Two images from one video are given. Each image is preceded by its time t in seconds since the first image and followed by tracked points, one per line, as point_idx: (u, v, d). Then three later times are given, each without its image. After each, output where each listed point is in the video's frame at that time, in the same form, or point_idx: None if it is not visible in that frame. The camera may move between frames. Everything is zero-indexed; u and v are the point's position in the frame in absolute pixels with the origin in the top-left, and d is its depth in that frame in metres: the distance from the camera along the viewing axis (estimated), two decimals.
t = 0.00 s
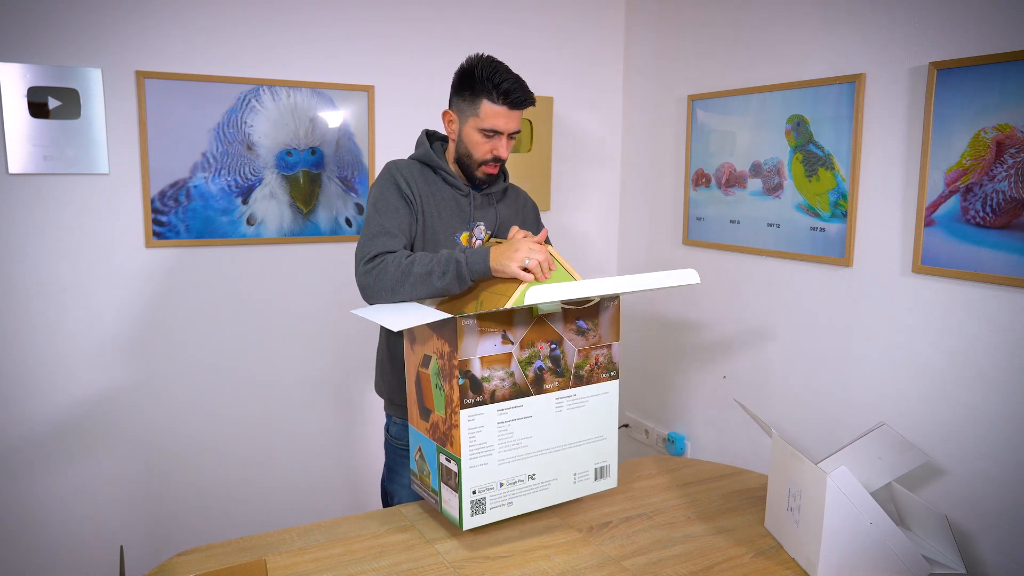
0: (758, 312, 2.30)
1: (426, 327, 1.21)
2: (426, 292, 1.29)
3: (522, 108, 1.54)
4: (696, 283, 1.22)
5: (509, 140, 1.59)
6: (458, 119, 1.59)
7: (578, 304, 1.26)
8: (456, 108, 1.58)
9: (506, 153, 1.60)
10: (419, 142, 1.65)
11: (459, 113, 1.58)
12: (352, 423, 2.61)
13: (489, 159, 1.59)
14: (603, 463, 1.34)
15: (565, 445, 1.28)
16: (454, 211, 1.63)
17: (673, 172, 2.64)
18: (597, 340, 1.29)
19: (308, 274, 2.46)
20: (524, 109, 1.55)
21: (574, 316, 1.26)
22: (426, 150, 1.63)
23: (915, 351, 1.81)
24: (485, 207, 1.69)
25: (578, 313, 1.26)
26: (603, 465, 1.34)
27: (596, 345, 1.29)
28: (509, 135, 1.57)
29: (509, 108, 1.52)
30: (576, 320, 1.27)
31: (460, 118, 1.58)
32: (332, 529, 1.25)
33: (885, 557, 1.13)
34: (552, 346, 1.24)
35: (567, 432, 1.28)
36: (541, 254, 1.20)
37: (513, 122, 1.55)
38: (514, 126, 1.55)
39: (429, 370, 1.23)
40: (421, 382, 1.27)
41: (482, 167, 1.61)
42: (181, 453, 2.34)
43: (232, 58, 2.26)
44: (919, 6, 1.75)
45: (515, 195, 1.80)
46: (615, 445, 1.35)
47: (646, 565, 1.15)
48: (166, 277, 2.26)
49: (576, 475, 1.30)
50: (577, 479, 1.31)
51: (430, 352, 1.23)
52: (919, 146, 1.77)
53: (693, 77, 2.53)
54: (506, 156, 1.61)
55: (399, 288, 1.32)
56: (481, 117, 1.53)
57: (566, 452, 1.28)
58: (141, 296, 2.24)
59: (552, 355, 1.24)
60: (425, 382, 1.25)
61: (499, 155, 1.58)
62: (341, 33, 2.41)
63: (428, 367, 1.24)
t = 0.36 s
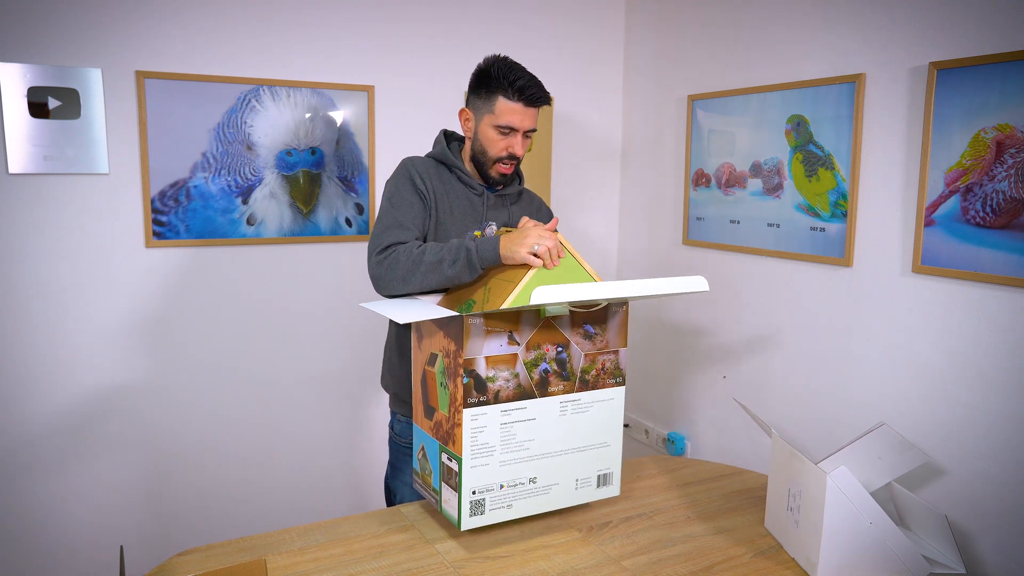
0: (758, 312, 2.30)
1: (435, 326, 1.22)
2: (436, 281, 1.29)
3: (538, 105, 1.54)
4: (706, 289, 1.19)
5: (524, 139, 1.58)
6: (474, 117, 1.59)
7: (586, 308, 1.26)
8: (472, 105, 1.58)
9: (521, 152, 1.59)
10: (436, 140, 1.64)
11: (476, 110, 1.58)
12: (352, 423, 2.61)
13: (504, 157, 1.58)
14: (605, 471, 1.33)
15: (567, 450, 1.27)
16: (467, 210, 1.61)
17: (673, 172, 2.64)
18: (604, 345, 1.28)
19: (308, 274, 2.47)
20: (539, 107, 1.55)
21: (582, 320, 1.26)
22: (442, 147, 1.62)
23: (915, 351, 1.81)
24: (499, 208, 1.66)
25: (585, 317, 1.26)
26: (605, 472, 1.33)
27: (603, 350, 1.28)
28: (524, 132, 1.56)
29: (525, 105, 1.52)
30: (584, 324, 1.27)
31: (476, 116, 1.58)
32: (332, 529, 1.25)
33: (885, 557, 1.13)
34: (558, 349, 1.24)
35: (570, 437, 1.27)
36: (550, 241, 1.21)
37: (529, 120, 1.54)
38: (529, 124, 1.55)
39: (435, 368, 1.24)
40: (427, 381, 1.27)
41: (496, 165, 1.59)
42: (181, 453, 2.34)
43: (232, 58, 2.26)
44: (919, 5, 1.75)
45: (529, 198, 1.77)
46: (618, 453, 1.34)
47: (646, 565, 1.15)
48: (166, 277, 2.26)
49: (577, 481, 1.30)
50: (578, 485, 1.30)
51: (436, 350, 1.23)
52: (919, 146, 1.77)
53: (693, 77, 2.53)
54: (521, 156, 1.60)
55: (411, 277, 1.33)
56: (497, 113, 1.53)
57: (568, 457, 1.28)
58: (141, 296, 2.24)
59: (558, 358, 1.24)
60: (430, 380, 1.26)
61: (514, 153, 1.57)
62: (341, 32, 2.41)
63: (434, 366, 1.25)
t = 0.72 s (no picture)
0: (758, 312, 2.30)
1: (451, 326, 1.23)
2: (450, 266, 1.29)
3: (549, 105, 1.56)
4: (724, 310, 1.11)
5: (534, 138, 1.59)
6: (485, 116, 1.59)
7: (601, 326, 1.24)
8: (483, 104, 1.58)
9: (531, 151, 1.59)
10: (445, 140, 1.63)
11: (486, 109, 1.58)
12: (352, 423, 2.61)
13: (515, 155, 1.58)
14: (602, 497, 1.27)
15: (566, 469, 1.24)
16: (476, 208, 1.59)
17: (673, 172, 2.64)
18: (615, 367, 1.26)
19: (308, 275, 2.47)
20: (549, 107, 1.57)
21: (595, 338, 1.24)
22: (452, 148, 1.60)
23: (915, 351, 1.81)
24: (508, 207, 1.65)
25: (600, 336, 1.24)
26: (603, 499, 1.27)
27: (613, 372, 1.26)
28: (535, 131, 1.57)
29: (537, 104, 1.54)
30: (597, 343, 1.24)
31: (486, 115, 1.58)
32: (332, 529, 1.25)
33: (885, 558, 1.12)
34: (569, 365, 1.22)
35: (571, 456, 1.24)
36: (562, 216, 1.20)
37: (540, 119, 1.56)
38: (540, 123, 1.56)
39: (444, 369, 1.24)
40: (434, 382, 1.27)
41: (507, 163, 1.59)
42: (181, 453, 2.34)
43: (232, 58, 2.26)
44: (919, 6, 1.75)
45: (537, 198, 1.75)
46: (619, 479, 1.29)
47: (646, 565, 1.15)
48: (166, 277, 2.26)
49: (574, 504, 1.26)
50: (574, 509, 1.26)
51: (448, 351, 1.24)
52: (920, 146, 1.77)
53: (693, 77, 2.53)
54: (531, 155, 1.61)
55: (425, 266, 1.33)
56: (509, 111, 1.53)
57: (567, 477, 1.25)
58: (141, 296, 2.24)
59: (569, 373, 1.22)
60: (438, 380, 1.25)
61: (525, 151, 1.57)
62: (341, 32, 2.41)
63: (444, 366, 1.24)
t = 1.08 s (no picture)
0: (758, 312, 2.30)
1: (445, 354, 1.20)
2: (460, 257, 1.27)
3: (520, 97, 1.44)
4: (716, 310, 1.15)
5: (512, 133, 1.48)
6: (463, 116, 1.52)
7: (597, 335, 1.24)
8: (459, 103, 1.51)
9: (510, 147, 1.50)
10: (435, 139, 1.57)
11: (462, 108, 1.51)
12: (352, 423, 2.61)
13: (492, 153, 1.50)
14: (614, 495, 1.29)
15: (576, 476, 1.25)
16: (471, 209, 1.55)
17: (673, 172, 2.64)
18: (612, 371, 1.27)
19: (308, 275, 2.47)
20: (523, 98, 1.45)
21: (591, 346, 1.24)
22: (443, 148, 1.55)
23: (915, 351, 1.81)
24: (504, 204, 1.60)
25: (596, 344, 1.24)
26: (614, 496, 1.29)
27: (612, 376, 1.27)
28: (510, 127, 1.47)
29: (505, 99, 1.43)
30: (593, 350, 1.25)
31: (462, 114, 1.51)
32: (333, 529, 1.25)
33: (886, 559, 1.12)
34: (568, 376, 1.22)
35: (579, 463, 1.25)
36: (570, 201, 1.19)
37: (512, 113, 1.44)
38: (513, 117, 1.45)
39: (445, 397, 1.22)
40: (436, 410, 1.25)
41: (488, 162, 1.51)
42: (181, 453, 2.34)
43: (232, 58, 2.26)
44: (919, 6, 1.75)
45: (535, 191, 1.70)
46: (626, 477, 1.31)
47: (646, 565, 1.15)
48: (166, 277, 2.26)
49: (587, 506, 1.26)
50: (588, 511, 1.27)
51: (446, 379, 1.21)
52: (920, 146, 1.77)
53: (693, 77, 2.53)
54: (512, 151, 1.51)
55: (434, 260, 1.30)
56: (478, 110, 1.45)
57: (577, 484, 1.25)
58: (141, 296, 2.24)
59: (568, 386, 1.22)
60: (440, 409, 1.24)
61: (501, 148, 1.48)
62: (341, 31, 2.41)
63: (444, 394, 1.22)
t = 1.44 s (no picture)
0: (758, 312, 2.30)
1: (447, 356, 1.19)
2: (462, 216, 1.22)
3: (491, 95, 1.43)
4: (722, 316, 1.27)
5: (487, 131, 1.47)
6: (439, 118, 1.51)
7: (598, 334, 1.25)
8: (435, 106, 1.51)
9: (488, 145, 1.48)
10: (418, 139, 1.55)
11: (438, 110, 1.50)
12: (351, 423, 2.61)
13: (470, 153, 1.49)
14: (615, 492, 1.30)
15: (579, 475, 1.25)
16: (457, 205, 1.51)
17: (673, 172, 2.64)
18: (612, 369, 1.28)
19: (309, 275, 2.47)
20: (495, 96, 1.44)
21: (592, 346, 1.25)
22: (425, 146, 1.52)
23: (915, 351, 1.81)
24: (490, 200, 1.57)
25: (596, 342, 1.25)
26: (615, 493, 1.30)
27: (612, 374, 1.28)
28: (484, 125, 1.45)
29: (476, 98, 1.42)
30: (594, 349, 1.25)
31: (439, 116, 1.50)
32: (332, 529, 1.25)
33: (886, 558, 1.12)
34: (570, 375, 1.23)
35: (582, 461, 1.25)
36: (575, 157, 1.19)
37: (485, 111, 1.43)
38: (486, 116, 1.44)
39: (448, 400, 1.21)
40: (439, 412, 1.24)
41: (467, 162, 1.51)
42: (181, 453, 2.34)
43: (232, 58, 2.26)
44: (919, 6, 1.75)
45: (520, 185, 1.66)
46: (627, 473, 1.32)
47: (646, 565, 1.15)
48: (166, 277, 2.26)
49: (590, 503, 1.27)
50: (591, 508, 1.27)
51: (449, 381, 1.20)
52: (919, 146, 1.77)
53: (693, 77, 2.52)
54: (490, 150, 1.50)
55: (436, 221, 1.24)
56: (451, 111, 1.44)
57: (581, 481, 1.25)
58: (141, 296, 2.24)
59: (570, 385, 1.23)
60: (442, 412, 1.23)
61: (477, 147, 1.47)
62: (341, 32, 2.41)
63: (446, 396, 1.22)
